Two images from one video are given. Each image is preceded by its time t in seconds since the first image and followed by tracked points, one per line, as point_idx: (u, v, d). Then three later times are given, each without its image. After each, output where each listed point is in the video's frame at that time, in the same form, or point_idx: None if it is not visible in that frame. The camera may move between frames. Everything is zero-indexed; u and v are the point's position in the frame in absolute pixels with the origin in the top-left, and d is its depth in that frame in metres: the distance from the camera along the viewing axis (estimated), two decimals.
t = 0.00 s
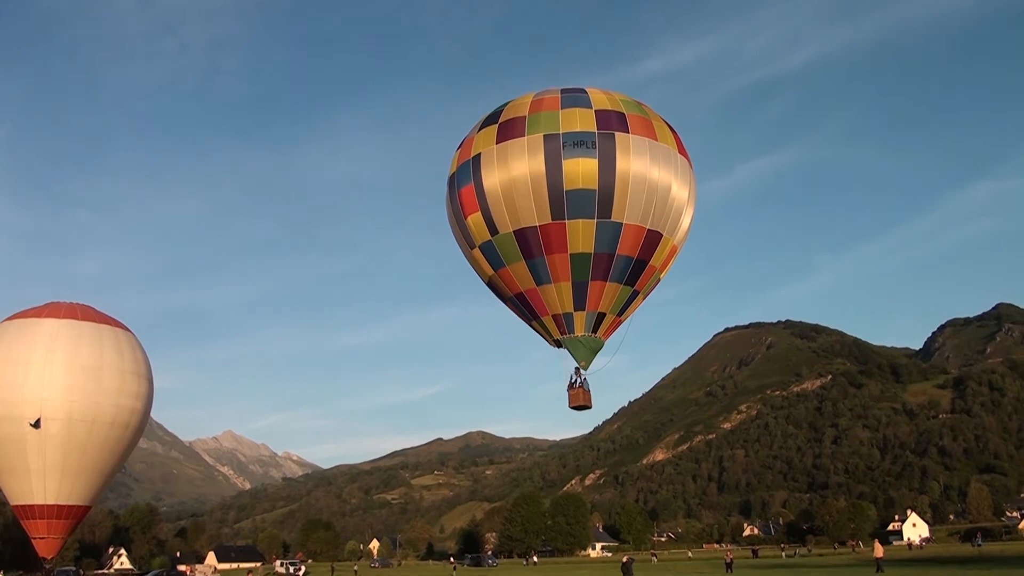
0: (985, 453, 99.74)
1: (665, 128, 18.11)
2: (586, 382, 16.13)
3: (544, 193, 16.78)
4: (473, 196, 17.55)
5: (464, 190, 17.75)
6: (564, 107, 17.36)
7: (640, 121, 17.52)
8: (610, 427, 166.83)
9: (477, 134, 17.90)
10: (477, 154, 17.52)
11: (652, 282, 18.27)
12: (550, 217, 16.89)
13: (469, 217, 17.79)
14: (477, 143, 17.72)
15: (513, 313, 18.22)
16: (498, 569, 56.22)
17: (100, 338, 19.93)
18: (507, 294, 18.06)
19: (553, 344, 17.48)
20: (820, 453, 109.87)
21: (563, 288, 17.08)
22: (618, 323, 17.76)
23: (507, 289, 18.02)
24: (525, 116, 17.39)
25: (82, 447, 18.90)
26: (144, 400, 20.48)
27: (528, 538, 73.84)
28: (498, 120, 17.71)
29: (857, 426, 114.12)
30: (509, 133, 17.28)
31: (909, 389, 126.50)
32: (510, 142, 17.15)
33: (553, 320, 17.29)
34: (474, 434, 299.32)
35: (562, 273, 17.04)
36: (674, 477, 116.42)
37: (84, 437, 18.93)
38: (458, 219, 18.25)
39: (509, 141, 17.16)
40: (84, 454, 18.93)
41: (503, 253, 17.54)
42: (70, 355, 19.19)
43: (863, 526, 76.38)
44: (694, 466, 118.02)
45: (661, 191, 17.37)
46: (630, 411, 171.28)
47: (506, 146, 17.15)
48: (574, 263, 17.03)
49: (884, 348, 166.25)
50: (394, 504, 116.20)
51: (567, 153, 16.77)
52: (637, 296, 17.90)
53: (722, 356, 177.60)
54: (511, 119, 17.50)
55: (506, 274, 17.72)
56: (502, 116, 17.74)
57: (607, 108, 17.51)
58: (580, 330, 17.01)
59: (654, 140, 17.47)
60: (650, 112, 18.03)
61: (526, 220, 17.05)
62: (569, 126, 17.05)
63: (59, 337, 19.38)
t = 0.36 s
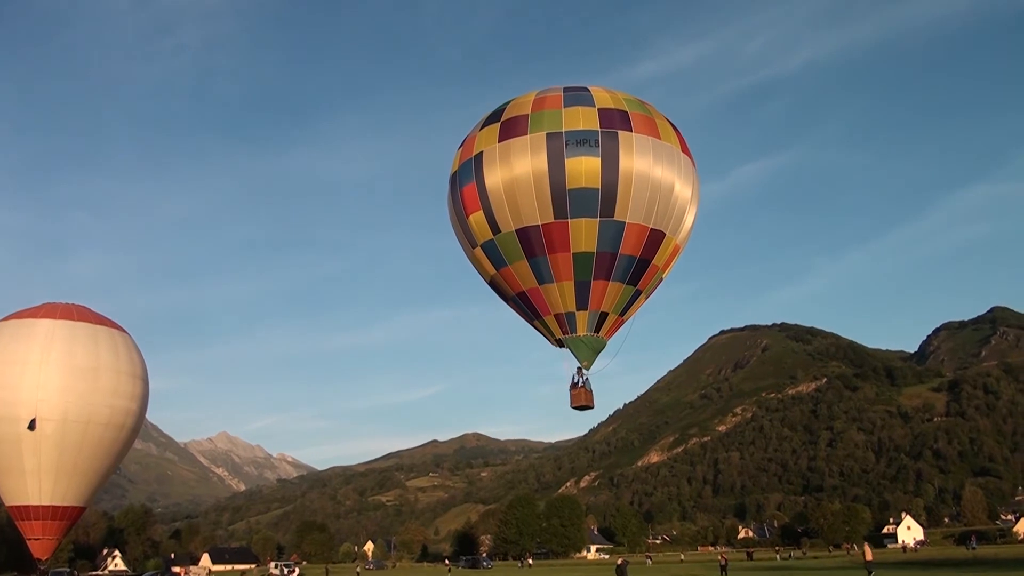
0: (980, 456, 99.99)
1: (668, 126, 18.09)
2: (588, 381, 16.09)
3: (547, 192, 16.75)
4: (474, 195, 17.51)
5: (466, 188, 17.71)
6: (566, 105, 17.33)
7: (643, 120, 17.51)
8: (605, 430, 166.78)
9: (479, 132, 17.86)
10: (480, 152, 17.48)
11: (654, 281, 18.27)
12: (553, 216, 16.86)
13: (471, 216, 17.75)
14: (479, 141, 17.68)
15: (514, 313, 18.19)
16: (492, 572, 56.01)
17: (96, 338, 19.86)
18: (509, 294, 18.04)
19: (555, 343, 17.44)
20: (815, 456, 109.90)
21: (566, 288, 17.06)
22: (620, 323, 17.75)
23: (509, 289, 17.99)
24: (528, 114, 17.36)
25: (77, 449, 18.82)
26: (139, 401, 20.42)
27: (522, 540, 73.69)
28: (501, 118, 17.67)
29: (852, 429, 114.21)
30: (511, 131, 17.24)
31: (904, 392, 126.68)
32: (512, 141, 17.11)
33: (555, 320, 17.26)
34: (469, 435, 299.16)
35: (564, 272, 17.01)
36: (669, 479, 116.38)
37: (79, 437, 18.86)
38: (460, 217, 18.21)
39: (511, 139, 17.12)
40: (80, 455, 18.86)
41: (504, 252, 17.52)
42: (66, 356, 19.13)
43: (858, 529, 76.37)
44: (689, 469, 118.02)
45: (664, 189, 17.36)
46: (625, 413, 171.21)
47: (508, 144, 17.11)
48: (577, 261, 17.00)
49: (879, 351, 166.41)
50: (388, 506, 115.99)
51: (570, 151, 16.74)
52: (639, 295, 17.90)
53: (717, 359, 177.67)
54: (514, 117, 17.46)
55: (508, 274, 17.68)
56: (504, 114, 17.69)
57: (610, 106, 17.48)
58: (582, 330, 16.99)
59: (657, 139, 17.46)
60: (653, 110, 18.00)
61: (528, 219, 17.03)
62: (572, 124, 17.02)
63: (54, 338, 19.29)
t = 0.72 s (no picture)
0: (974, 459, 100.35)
1: (671, 125, 18.08)
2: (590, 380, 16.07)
3: (549, 190, 16.72)
4: (476, 193, 17.50)
5: (467, 187, 17.69)
6: (569, 103, 17.32)
7: (646, 118, 17.49)
8: (600, 432, 166.81)
9: (481, 130, 17.84)
10: (481, 150, 17.46)
11: (657, 280, 18.24)
12: (555, 214, 16.85)
13: (472, 215, 17.74)
14: (481, 139, 17.66)
15: (516, 312, 18.16)
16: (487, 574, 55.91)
17: (91, 339, 19.80)
18: (510, 293, 18.02)
19: (556, 343, 17.40)
20: (809, 458, 109.94)
21: (568, 287, 17.02)
22: (622, 322, 17.73)
23: (510, 288, 17.97)
24: (530, 113, 17.35)
25: (72, 449, 18.75)
26: (134, 402, 20.36)
27: (516, 542, 73.79)
28: (503, 115, 17.65)
29: (846, 432, 114.33)
30: (513, 129, 17.21)
31: (898, 395, 126.90)
32: (514, 139, 17.09)
33: (556, 319, 17.21)
34: (464, 437, 299.07)
35: (566, 270, 16.98)
36: (664, 481, 116.37)
37: (75, 438, 18.79)
38: (461, 216, 18.18)
39: (514, 137, 17.08)
40: (75, 456, 18.79)
41: (506, 251, 17.50)
42: (62, 356, 19.06)
43: (852, 532, 76.44)
44: (683, 471, 118.08)
45: (667, 187, 17.34)
46: (620, 416, 171.20)
47: (510, 142, 17.08)
48: (579, 260, 16.97)
49: (874, 354, 166.66)
50: (383, 507, 115.93)
51: (572, 149, 16.73)
52: (642, 295, 17.87)
53: (711, 361, 177.84)
54: (516, 115, 17.44)
55: (509, 272, 17.67)
56: (506, 112, 17.68)
57: (612, 105, 17.46)
58: (584, 329, 16.93)
59: (660, 137, 17.45)
60: (655, 109, 17.99)
61: (530, 217, 17.00)
62: (575, 122, 17.00)
63: (49, 338, 19.21)
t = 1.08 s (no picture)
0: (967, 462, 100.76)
1: (673, 123, 18.08)
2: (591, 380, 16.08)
3: (550, 188, 16.73)
4: (477, 191, 17.51)
5: (469, 184, 17.70)
6: (571, 101, 17.32)
7: (648, 116, 17.49)
8: (594, 433, 166.81)
9: (482, 128, 17.85)
10: (482, 148, 17.47)
11: (658, 279, 18.26)
12: (556, 213, 16.85)
13: (474, 212, 17.76)
14: (483, 137, 17.67)
15: (516, 311, 18.18)
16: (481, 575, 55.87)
17: (86, 338, 19.78)
18: (511, 291, 18.02)
19: (558, 342, 17.43)
20: (802, 461, 110.07)
21: (569, 285, 17.03)
22: (623, 321, 17.73)
23: (511, 286, 17.99)
24: (532, 110, 17.35)
25: (66, 448, 18.73)
26: (128, 402, 20.33)
27: (510, 543, 73.81)
28: (505, 113, 17.65)
29: (839, 435, 114.52)
30: (515, 126, 17.22)
31: (892, 397, 127.16)
32: (516, 136, 17.09)
33: (557, 318, 17.22)
34: (458, 439, 298.88)
35: (568, 269, 16.99)
36: (657, 483, 116.45)
37: (69, 437, 18.77)
38: (463, 214, 18.19)
39: (516, 135, 17.10)
40: (69, 455, 18.76)
41: (507, 250, 17.51)
42: (56, 355, 19.02)
43: (845, 534, 76.53)
44: (677, 473, 118.13)
45: (669, 186, 17.34)
46: (614, 417, 171.16)
47: (512, 139, 17.08)
48: (581, 259, 16.98)
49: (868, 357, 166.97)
50: (376, 509, 115.79)
51: (574, 147, 16.75)
52: (644, 294, 17.88)
53: (706, 363, 177.98)
54: (518, 113, 17.45)
55: (511, 271, 17.69)
56: (508, 109, 17.68)
57: (614, 102, 17.48)
58: (585, 328, 16.95)
59: (662, 135, 17.44)
60: (658, 107, 17.99)
61: (531, 215, 17.02)
62: (576, 120, 17.02)
63: (44, 337, 19.16)
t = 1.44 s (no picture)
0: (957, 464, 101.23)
1: (673, 120, 18.04)
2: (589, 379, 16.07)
3: (549, 186, 16.69)
4: (476, 188, 17.45)
5: (467, 182, 17.66)
6: (570, 98, 17.28)
7: (648, 114, 17.45)
8: (584, 435, 166.77)
9: (480, 126, 17.78)
10: (481, 145, 17.40)
11: (657, 278, 18.24)
12: (554, 211, 16.84)
13: (472, 211, 17.71)
14: (481, 134, 17.58)
15: (514, 309, 18.17)
16: None
17: (76, 337, 19.66)
18: (509, 290, 18.00)
19: (555, 340, 17.43)
20: (792, 463, 110.29)
21: (567, 283, 17.03)
22: (621, 320, 17.73)
23: (509, 285, 17.97)
24: (530, 108, 17.30)
25: (55, 447, 18.60)
26: (119, 401, 20.20)
27: (500, 544, 73.76)
28: (504, 110, 17.59)
29: (830, 437, 114.77)
30: (514, 124, 17.16)
31: (882, 400, 127.59)
32: (514, 134, 17.04)
33: (556, 316, 17.22)
34: (448, 440, 298.62)
35: (566, 267, 16.99)
36: (647, 485, 116.49)
37: (59, 436, 18.65)
38: (460, 211, 18.14)
39: (514, 132, 17.04)
40: (58, 455, 18.63)
41: (505, 248, 17.48)
42: (46, 354, 18.87)
43: (834, 536, 76.67)
44: (667, 475, 118.20)
45: (668, 185, 17.32)
46: (605, 419, 171.19)
47: (510, 137, 17.03)
48: (579, 257, 16.98)
49: (858, 359, 167.29)
50: (367, 509, 115.62)
51: (573, 145, 16.71)
52: (642, 293, 17.86)
53: (696, 365, 178.07)
54: (517, 110, 17.38)
55: (508, 269, 17.65)
56: (506, 107, 17.61)
57: (613, 100, 17.43)
58: (583, 327, 16.97)
59: (661, 133, 17.40)
60: (657, 105, 17.94)
61: (530, 213, 16.97)
62: (576, 117, 16.96)
63: (34, 336, 19.06)
